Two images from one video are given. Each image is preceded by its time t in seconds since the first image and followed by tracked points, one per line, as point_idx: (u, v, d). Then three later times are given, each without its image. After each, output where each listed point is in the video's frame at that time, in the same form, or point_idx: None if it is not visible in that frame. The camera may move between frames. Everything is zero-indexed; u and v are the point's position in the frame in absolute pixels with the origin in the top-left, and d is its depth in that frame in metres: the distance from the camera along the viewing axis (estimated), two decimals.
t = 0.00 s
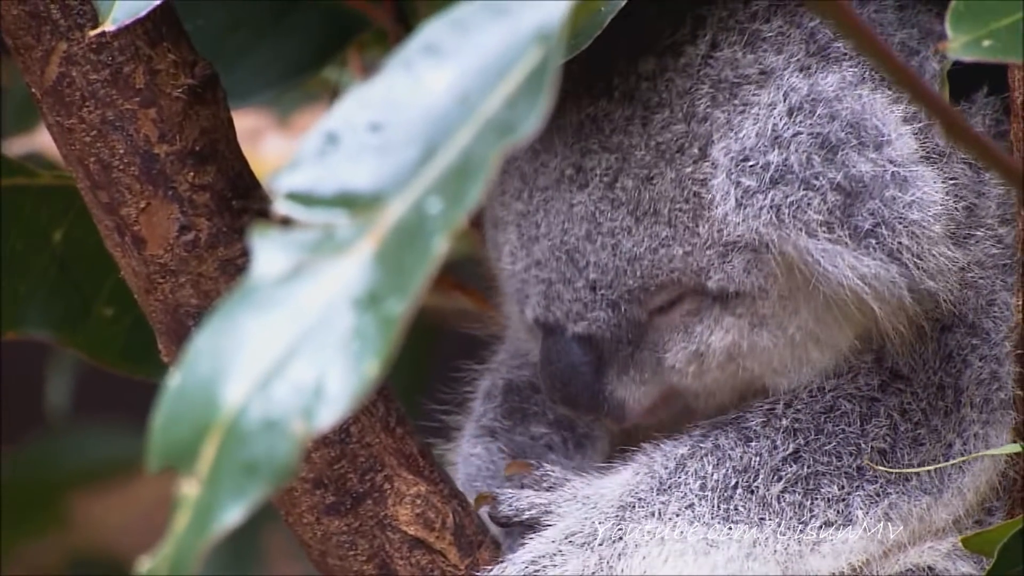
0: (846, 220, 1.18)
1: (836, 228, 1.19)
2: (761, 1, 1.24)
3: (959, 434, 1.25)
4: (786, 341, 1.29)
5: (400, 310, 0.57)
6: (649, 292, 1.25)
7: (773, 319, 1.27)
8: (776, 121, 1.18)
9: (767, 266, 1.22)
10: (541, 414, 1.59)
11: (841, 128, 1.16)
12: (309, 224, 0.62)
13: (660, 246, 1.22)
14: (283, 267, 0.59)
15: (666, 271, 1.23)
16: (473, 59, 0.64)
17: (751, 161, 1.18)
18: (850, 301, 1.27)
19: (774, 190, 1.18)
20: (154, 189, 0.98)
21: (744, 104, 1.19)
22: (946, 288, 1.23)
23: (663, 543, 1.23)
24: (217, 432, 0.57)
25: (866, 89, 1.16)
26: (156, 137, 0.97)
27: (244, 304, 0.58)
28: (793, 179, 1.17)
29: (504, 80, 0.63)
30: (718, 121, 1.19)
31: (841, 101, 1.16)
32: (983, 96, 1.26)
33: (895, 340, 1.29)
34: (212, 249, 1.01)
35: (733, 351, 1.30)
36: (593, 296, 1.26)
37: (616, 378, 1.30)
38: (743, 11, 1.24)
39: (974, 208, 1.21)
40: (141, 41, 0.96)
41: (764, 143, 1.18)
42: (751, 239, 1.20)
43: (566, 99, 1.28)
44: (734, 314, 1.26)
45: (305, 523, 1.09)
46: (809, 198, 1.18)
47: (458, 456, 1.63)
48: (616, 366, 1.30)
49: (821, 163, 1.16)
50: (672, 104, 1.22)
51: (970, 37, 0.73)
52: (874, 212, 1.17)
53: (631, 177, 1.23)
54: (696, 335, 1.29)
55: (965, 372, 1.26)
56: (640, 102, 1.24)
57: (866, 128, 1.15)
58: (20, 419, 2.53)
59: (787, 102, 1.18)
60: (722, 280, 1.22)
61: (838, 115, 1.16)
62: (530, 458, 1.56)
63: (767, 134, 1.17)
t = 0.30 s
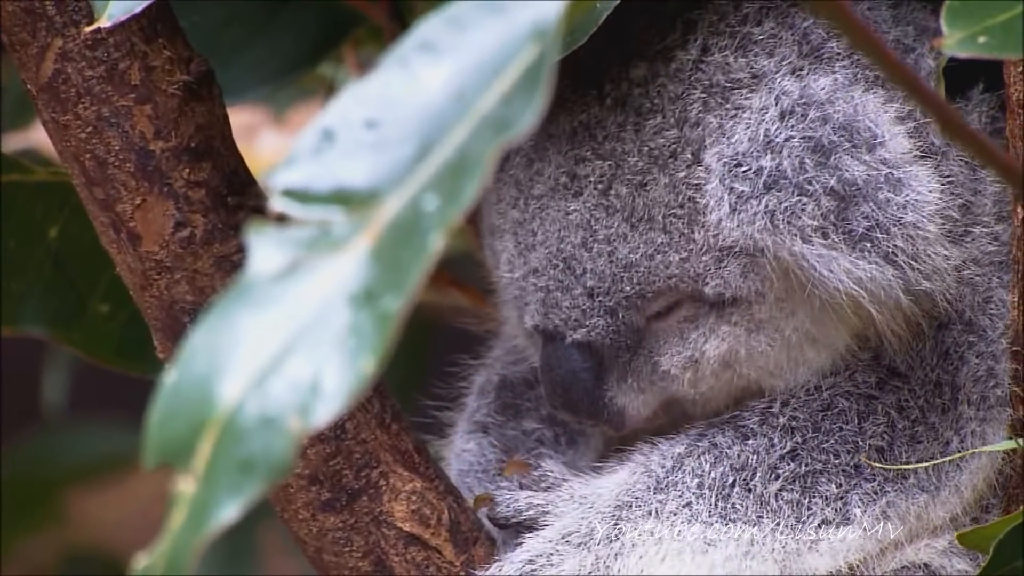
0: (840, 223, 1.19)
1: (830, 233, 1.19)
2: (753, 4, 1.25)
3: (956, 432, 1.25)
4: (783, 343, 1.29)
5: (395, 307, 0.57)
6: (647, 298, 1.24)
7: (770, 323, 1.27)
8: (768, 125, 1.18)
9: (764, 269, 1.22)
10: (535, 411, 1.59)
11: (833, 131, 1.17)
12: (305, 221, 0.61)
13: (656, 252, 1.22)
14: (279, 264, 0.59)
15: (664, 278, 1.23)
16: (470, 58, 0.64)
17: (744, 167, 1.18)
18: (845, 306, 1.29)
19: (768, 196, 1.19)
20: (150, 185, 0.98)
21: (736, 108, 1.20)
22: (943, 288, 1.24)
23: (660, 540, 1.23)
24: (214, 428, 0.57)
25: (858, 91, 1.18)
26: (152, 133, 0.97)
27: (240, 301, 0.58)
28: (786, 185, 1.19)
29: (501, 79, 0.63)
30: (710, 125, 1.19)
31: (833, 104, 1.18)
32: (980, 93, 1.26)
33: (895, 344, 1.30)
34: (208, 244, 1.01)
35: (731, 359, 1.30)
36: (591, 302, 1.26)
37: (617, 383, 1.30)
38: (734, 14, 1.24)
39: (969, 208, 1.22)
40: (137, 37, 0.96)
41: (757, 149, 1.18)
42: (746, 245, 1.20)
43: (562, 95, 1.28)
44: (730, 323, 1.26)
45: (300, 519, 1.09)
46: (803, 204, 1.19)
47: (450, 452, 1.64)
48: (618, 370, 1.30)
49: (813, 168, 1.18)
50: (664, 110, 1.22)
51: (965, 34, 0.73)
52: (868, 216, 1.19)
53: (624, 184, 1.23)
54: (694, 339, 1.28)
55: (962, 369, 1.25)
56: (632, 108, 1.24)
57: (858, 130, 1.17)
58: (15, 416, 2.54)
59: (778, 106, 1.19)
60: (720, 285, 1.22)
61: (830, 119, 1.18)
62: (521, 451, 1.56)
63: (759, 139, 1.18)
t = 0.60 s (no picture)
0: (827, 227, 1.20)
1: (819, 237, 1.20)
2: (737, 7, 1.25)
3: (951, 428, 1.24)
4: (777, 344, 1.30)
5: (390, 305, 0.58)
6: (642, 305, 1.25)
7: (764, 325, 1.28)
8: (754, 130, 1.19)
9: (755, 275, 1.23)
10: (529, 408, 1.59)
11: (819, 133, 1.17)
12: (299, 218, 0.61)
13: (648, 261, 1.23)
14: (273, 261, 0.59)
15: (657, 285, 1.23)
16: (463, 54, 0.64)
17: (732, 172, 1.19)
18: (836, 309, 1.30)
19: (756, 202, 1.19)
20: (144, 182, 0.98)
21: (722, 112, 1.20)
22: (937, 284, 1.24)
23: (654, 536, 1.23)
24: (209, 426, 0.57)
25: (846, 91, 1.18)
26: (145, 131, 0.97)
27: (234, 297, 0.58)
28: (773, 190, 1.19)
29: (494, 76, 0.62)
30: (697, 131, 1.20)
31: (819, 106, 1.18)
32: (972, 91, 1.26)
33: (887, 342, 1.30)
34: (202, 242, 1.01)
35: (725, 363, 1.30)
36: (586, 310, 1.27)
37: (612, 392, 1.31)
38: (718, 18, 1.24)
39: (960, 204, 1.21)
40: (131, 34, 0.96)
41: (744, 154, 1.19)
42: (735, 250, 1.21)
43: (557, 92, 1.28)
44: (724, 329, 1.27)
45: (294, 517, 1.08)
46: (790, 209, 1.19)
47: (442, 449, 1.64)
48: (614, 377, 1.30)
49: (799, 172, 1.18)
50: (651, 116, 1.23)
51: (959, 31, 0.73)
52: (856, 217, 1.19)
53: (614, 192, 1.24)
54: (688, 343, 1.28)
55: (955, 365, 1.26)
56: (619, 115, 1.24)
57: (845, 131, 1.17)
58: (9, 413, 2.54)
59: (765, 108, 1.19)
60: (713, 292, 1.23)
61: (816, 122, 1.18)
62: (515, 447, 1.56)
63: (746, 143, 1.18)
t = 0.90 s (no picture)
0: (810, 248, 1.14)
1: (801, 260, 1.14)
2: (712, 27, 1.28)
3: (943, 425, 1.25)
4: (765, 357, 1.30)
5: (382, 299, 0.57)
6: (631, 331, 1.27)
7: (751, 341, 1.27)
8: (729, 155, 1.17)
9: (739, 297, 1.22)
10: (520, 403, 1.60)
11: (795, 154, 1.13)
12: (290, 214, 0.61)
13: (634, 288, 1.24)
14: (263, 257, 0.58)
15: (644, 312, 1.25)
16: (455, 50, 0.63)
17: (711, 199, 1.17)
18: (820, 325, 1.28)
19: (735, 229, 1.16)
20: (134, 178, 0.98)
21: (698, 135, 1.21)
22: (930, 284, 1.20)
23: (643, 525, 1.24)
24: (200, 421, 0.57)
25: (823, 107, 1.17)
26: (136, 126, 0.97)
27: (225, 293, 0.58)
28: (751, 216, 1.15)
29: (487, 72, 0.62)
30: (673, 156, 1.22)
31: (793, 126, 1.15)
32: (960, 89, 1.26)
33: (876, 345, 1.29)
34: (192, 237, 1.01)
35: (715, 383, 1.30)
36: (576, 337, 1.30)
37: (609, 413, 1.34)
38: (691, 40, 1.27)
39: (947, 203, 1.22)
40: (121, 29, 0.96)
41: (721, 179, 1.16)
42: (717, 275, 1.19)
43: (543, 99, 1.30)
44: (712, 351, 1.27)
45: (285, 512, 1.09)
46: (769, 233, 1.14)
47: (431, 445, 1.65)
48: (609, 399, 1.33)
49: (777, 194, 1.13)
50: (628, 142, 1.25)
51: (950, 27, 0.72)
52: (838, 237, 1.12)
53: (595, 221, 1.27)
54: (678, 368, 1.29)
55: (947, 360, 1.25)
56: (595, 143, 1.28)
57: (821, 148, 1.13)
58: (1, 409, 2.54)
59: (739, 134, 1.17)
60: (699, 314, 1.23)
61: (792, 142, 1.14)
62: (505, 443, 1.56)
63: (722, 169, 1.17)
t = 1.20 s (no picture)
0: (794, 269, 1.13)
1: (787, 280, 1.14)
2: (692, 46, 1.28)
3: (943, 428, 1.24)
4: (761, 366, 1.30)
5: (378, 297, 0.57)
6: (626, 351, 1.29)
7: (744, 356, 1.28)
8: (712, 176, 1.18)
9: (727, 319, 1.22)
10: (514, 402, 1.60)
11: (777, 172, 1.15)
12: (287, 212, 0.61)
13: (627, 310, 1.26)
14: (260, 256, 0.59)
15: (638, 334, 1.27)
16: (452, 48, 0.63)
17: (695, 220, 1.18)
18: (810, 342, 1.27)
19: (720, 250, 1.16)
20: (130, 177, 0.98)
21: (681, 157, 1.22)
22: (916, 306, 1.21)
23: (642, 524, 1.24)
24: (196, 420, 0.57)
25: (802, 125, 1.18)
26: (132, 126, 0.97)
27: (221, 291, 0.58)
28: (737, 236, 1.15)
29: (483, 70, 0.62)
30: (658, 177, 1.23)
31: (776, 144, 1.17)
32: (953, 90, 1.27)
33: (869, 360, 1.27)
34: (189, 237, 1.01)
35: (712, 398, 1.31)
36: (572, 360, 1.32)
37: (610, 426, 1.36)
38: (672, 60, 1.28)
39: (940, 204, 1.25)
40: (117, 28, 0.96)
41: (704, 203, 1.18)
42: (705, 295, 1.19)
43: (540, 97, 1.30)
44: (707, 368, 1.28)
45: (281, 512, 1.09)
46: (755, 254, 1.15)
47: (427, 444, 1.65)
48: (609, 416, 1.35)
49: (761, 216, 1.14)
50: (613, 166, 1.26)
51: (946, 26, 0.72)
52: (823, 255, 1.13)
53: (584, 246, 1.28)
54: (672, 386, 1.31)
55: (944, 364, 1.24)
56: (582, 167, 1.28)
57: (804, 166, 1.15)
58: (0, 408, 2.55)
59: (722, 153, 1.19)
60: (693, 332, 1.23)
61: (774, 160, 1.16)
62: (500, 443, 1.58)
63: (705, 190, 1.18)
